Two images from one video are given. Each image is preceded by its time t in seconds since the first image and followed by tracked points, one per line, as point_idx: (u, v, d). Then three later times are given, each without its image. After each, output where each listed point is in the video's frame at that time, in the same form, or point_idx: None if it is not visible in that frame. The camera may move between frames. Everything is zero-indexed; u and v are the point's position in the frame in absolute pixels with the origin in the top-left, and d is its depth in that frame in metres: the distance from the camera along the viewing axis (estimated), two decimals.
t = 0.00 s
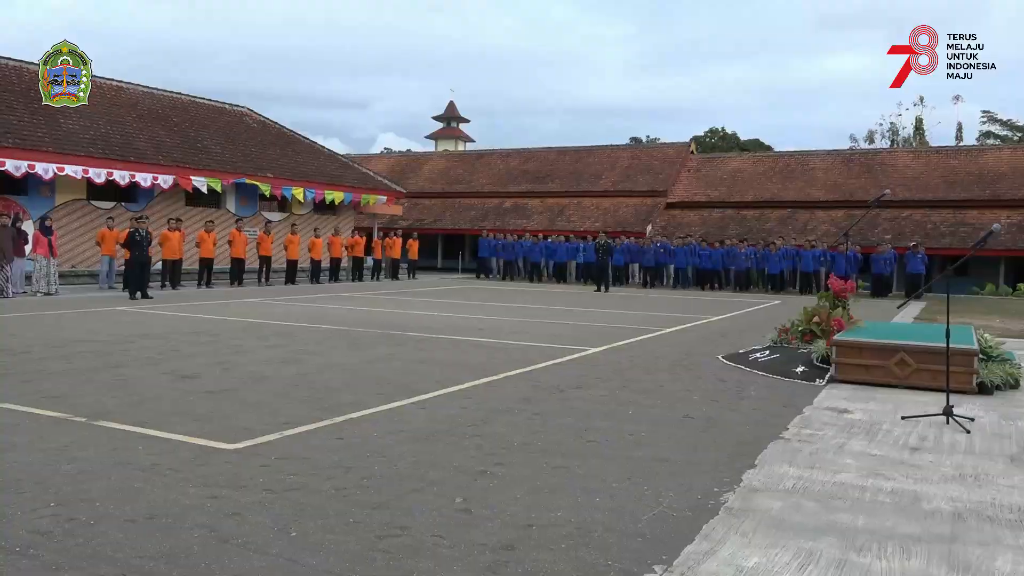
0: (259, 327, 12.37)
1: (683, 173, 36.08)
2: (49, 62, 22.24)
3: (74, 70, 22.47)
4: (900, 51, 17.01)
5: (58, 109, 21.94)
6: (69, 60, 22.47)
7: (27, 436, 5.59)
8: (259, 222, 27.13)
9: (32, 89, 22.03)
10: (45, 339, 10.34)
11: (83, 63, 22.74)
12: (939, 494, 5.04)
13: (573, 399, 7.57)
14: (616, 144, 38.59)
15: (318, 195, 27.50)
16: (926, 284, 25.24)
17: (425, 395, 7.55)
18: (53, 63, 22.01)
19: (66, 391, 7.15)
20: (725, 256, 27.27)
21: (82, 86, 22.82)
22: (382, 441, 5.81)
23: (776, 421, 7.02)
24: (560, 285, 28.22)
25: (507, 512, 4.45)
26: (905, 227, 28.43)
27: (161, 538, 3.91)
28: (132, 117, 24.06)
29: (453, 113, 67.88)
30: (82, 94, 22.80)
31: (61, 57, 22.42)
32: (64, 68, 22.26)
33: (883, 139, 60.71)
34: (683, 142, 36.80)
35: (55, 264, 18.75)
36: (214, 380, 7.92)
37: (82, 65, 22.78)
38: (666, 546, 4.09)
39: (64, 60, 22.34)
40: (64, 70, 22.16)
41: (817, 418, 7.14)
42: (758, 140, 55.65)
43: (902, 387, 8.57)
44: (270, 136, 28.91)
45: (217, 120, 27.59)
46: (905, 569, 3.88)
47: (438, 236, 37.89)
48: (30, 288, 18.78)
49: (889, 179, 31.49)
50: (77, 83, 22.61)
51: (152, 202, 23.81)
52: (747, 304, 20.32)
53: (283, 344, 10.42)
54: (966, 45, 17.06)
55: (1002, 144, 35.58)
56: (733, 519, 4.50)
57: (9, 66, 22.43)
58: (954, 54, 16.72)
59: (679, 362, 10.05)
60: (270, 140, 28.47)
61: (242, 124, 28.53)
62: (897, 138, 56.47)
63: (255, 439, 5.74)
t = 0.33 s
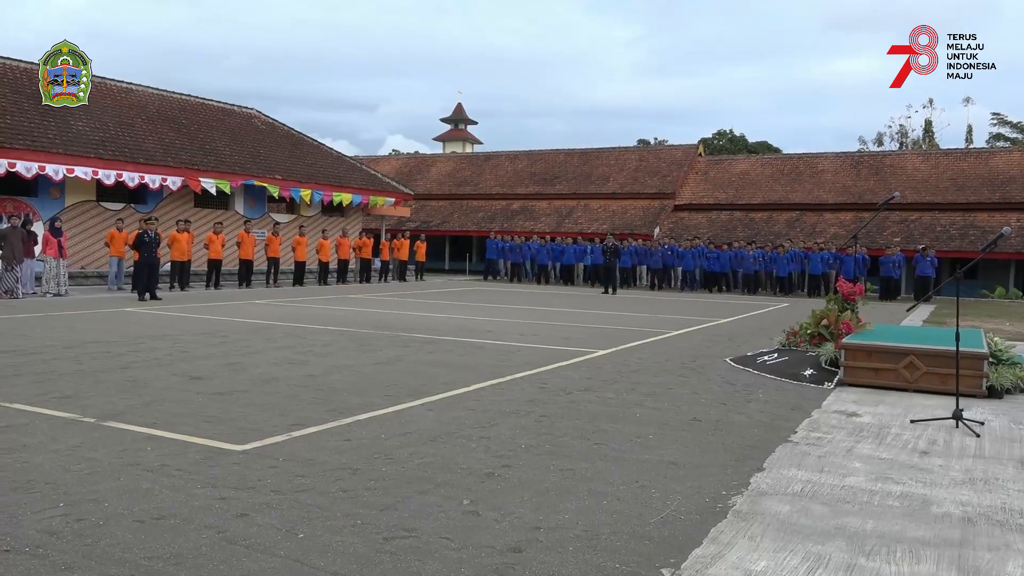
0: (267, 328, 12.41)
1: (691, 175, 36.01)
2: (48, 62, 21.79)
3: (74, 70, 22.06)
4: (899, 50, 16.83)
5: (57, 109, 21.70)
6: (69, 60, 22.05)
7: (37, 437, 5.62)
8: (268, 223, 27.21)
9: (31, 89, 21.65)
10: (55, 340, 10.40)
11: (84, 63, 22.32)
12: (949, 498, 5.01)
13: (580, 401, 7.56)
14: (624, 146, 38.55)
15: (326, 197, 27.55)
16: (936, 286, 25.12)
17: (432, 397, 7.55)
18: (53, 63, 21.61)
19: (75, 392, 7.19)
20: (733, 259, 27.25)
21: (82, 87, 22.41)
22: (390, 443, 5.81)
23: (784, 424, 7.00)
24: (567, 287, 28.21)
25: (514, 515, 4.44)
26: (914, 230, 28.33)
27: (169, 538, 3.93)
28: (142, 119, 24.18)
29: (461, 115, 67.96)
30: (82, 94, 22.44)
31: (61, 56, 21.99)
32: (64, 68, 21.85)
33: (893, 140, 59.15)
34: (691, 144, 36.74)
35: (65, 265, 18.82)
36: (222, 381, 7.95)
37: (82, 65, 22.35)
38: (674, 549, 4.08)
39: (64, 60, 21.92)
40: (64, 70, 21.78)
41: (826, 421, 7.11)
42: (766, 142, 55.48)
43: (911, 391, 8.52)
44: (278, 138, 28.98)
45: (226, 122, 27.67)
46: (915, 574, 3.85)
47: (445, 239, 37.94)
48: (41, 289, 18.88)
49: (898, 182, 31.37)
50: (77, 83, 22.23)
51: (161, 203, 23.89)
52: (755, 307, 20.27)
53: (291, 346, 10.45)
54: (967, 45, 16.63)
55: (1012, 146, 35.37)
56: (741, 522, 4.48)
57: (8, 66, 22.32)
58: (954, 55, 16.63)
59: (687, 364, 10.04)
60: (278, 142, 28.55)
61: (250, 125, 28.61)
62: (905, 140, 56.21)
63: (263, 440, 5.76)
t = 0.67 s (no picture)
0: (279, 329, 12.45)
1: (701, 178, 35.93)
2: (48, 62, 21.95)
3: (74, 70, 22.20)
4: (898, 50, 16.83)
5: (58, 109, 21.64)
6: (69, 60, 22.19)
7: (51, 437, 5.66)
8: (278, 225, 27.31)
9: (31, 88, 21.70)
10: (68, 341, 10.46)
11: (83, 63, 22.45)
12: (962, 503, 4.97)
13: (591, 404, 7.55)
14: (634, 148, 38.52)
15: (336, 199, 27.63)
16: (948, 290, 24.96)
17: (442, 398, 7.54)
18: (53, 63, 21.74)
19: (89, 392, 7.23)
20: (744, 261, 27.21)
21: (82, 87, 22.55)
22: (400, 445, 5.81)
23: (796, 427, 6.96)
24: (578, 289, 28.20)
25: (525, 517, 4.44)
26: (926, 233, 28.18)
27: (182, 538, 3.95)
28: (154, 121, 24.32)
29: (471, 117, 68.02)
30: (82, 94, 22.53)
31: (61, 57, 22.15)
32: (64, 68, 21.99)
33: (903, 143, 57.77)
34: (701, 146, 36.68)
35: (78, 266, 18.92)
36: (234, 382, 7.97)
37: (82, 65, 22.50)
38: (685, 552, 4.07)
39: (64, 60, 22.08)
40: (64, 70, 21.90)
41: (837, 424, 7.08)
42: (777, 145, 55.34)
43: (923, 395, 8.46)
44: (289, 140, 29.09)
45: (237, 124, 27.80)
46: None
47: (456, 241, 37.98)
48: (54, 290, 19.01)
49: (910, 184, 31.22)
50: (77, 83, 22.33)
51: (173, 205, 24.00)
52: (766, 310, 20.20)
53: (302, 347, 10.48)
54: (966, 45, 16.62)
55: None
56: (752, 526, 4.46)
57: (8, 66, 22.19)
58: (953, 54, 16.55)
59: (697, 367, 10.01)
60: (289, 144, 28.66)
61: (261, 127, 28.73)
62: (918, 142, 55.91)
63: (274, 441, 5.77)
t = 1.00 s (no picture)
0: (293, 331, 12.50)
1: (715, 179, 35.82)
2: (49, 62, 21.83)
3: (74, 70, 22.04)
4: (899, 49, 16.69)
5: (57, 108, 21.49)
6: (69, 60, 22.06)
7: (68, 437, 5.70)
8: (292, 227, 27.42)
9: (31, 88, 21.58)
10: (85, 341, 10.53)
11: (84, 63, 22.33)
12: (979, 507, 4.93)
13: (605, 406, 7.54)
14: (647, 150, 38.43)
15: (350, 201, 27.71)
16: (965, 293, 24.76)
17: (455, 400, 7.55)
18: (53, 63, 21.63)
19: (105, 393, 7.28)
20: (758, 264, 27.10)
21: (82, 87, 22.37)
22: (414, 446, 5.82)
23: (810, 430, 6.92)
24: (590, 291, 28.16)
25: (539, 519, 4.43)
26: (942, 235, 27.95)
27: (197, 538, 3.97)
28: (170, 124, 24.50)
29: (484, 119, 68.05)
30: (82, 95, 22.38)
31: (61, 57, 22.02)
32: (64, 68, 21.84)
33: (919, 145, 57.32)
34: (715, 148, 36.55)
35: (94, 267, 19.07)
36: (249, 383, 8.01)
37: (82, 65, 22.34)
38: (700, 556, 4.05)
39: (64, 60, 21.94)
40: (64, 70, 21.77)
41: (852, 428, 7.02)
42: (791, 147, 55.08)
43: (940, 398, 8.40)
44: (303, 142, 29.22)
45: (252, 127, 27.96)
46: None
47: (469, 243, 38.01)
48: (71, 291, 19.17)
49: (926, 186, 30.99)
50: (77, 83, 22.19)
51: (188, 207, 24.14)
52: (780, 312, 20.08)
53: (316, 349, 10.52)
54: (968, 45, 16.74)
55: None
56: (767, 530, 4.44)
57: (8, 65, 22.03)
58: (953, 54, 16.40)
59: (711, 369, 9.97)
60: (303, 147, 28.79)
61: (276, 130, 28.89)
62: (933, 144, 55.47)
63: (288, 442, 5.79)
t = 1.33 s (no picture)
0: (305, 332, 12.53)
1: (728, 181, 35.69)
2: (48, 62, 21.78)
3: (74, 70, 21.96)
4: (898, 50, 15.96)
5: (57, 108, 21.28)
6: (69, 61, 22.01)
7: (84, 437, 5.74)
8: (305, 229, 27.53)
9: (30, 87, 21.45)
10: (100, 342, 10.60)
11: (84, 63, 22.27)
12: (995, 511, 4.88)
13: (617, 408, 7.52)
14: (660, 152, 38.35)
15: (363, 202, 27.79)
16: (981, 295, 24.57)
17: (468, 402, 7.55)
18: (53, 63, 21.57)
19: (119, 393, 7.32)
20: (771, 265, 26.96)
21: (83, 87, 22.24)
22: (426, 448, 5.82)
23: (824, 433, 6.88)
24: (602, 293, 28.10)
25: (551, 521, 4.42)
26: (958, 238, 27.74)
27: (211, 538, 3.98)
28: (184, 126, 24.64)
29: (496, 120, 68.09)
30: (82, 95, 22.22)
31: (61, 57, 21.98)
32: (64, 68, 21.78)
33: (935, 145, 56.85)
34: (727, 149, 36.43)
35: (108, 268, 19.19)
36: (262, 384, 8.04)
37: (82, 65, 22.28)
38: (713, 559, 4.03)
39: (64, 60, 21.91)
40: (64, 70, 21.69)
41: (867, 431, 6.98)
42: (805, 149, 54.87)
43: (955, 401, 8.33)
44: (316, 143, 29.33)
45: (265, 128, 28.09)
46: None
47: (481, 244, 38.05)
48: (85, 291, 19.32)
49: (941, 188, 30.77)
50: (77, 83, 22.05)
51: (202, 208, 24.28)
52: (794, 314, 19.97)
53: (329, 350, 10.55)
54: (966, 46, 16.00)
55: None
56: (780, 533, 4.41)
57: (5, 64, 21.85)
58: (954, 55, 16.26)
59: (724, 372, 9.92)
60: (316, 148, 28.90)
61: (289, 131, 29.02)
62: (949, 146, 55.09)
63: (302, 443, 5.81)
